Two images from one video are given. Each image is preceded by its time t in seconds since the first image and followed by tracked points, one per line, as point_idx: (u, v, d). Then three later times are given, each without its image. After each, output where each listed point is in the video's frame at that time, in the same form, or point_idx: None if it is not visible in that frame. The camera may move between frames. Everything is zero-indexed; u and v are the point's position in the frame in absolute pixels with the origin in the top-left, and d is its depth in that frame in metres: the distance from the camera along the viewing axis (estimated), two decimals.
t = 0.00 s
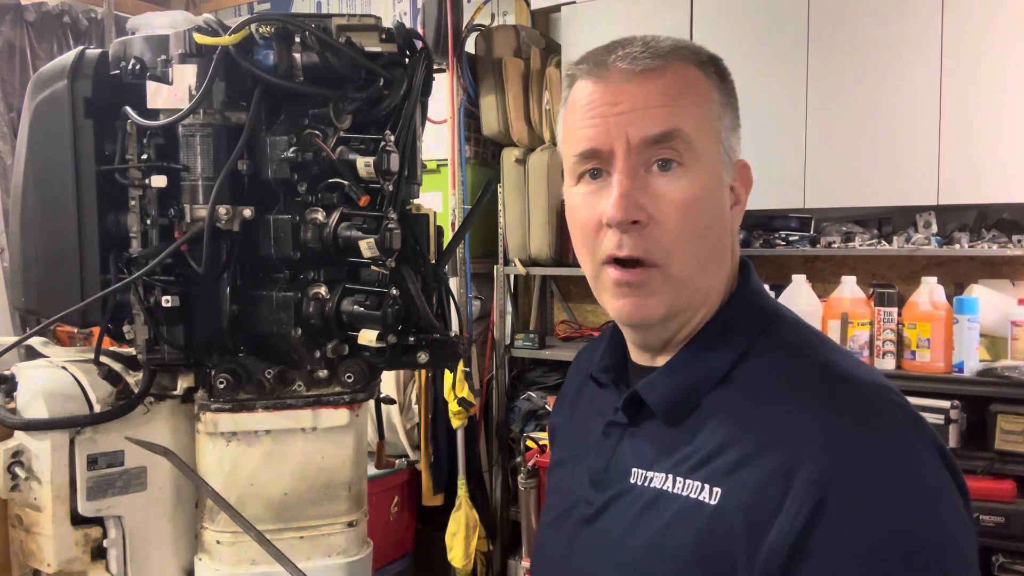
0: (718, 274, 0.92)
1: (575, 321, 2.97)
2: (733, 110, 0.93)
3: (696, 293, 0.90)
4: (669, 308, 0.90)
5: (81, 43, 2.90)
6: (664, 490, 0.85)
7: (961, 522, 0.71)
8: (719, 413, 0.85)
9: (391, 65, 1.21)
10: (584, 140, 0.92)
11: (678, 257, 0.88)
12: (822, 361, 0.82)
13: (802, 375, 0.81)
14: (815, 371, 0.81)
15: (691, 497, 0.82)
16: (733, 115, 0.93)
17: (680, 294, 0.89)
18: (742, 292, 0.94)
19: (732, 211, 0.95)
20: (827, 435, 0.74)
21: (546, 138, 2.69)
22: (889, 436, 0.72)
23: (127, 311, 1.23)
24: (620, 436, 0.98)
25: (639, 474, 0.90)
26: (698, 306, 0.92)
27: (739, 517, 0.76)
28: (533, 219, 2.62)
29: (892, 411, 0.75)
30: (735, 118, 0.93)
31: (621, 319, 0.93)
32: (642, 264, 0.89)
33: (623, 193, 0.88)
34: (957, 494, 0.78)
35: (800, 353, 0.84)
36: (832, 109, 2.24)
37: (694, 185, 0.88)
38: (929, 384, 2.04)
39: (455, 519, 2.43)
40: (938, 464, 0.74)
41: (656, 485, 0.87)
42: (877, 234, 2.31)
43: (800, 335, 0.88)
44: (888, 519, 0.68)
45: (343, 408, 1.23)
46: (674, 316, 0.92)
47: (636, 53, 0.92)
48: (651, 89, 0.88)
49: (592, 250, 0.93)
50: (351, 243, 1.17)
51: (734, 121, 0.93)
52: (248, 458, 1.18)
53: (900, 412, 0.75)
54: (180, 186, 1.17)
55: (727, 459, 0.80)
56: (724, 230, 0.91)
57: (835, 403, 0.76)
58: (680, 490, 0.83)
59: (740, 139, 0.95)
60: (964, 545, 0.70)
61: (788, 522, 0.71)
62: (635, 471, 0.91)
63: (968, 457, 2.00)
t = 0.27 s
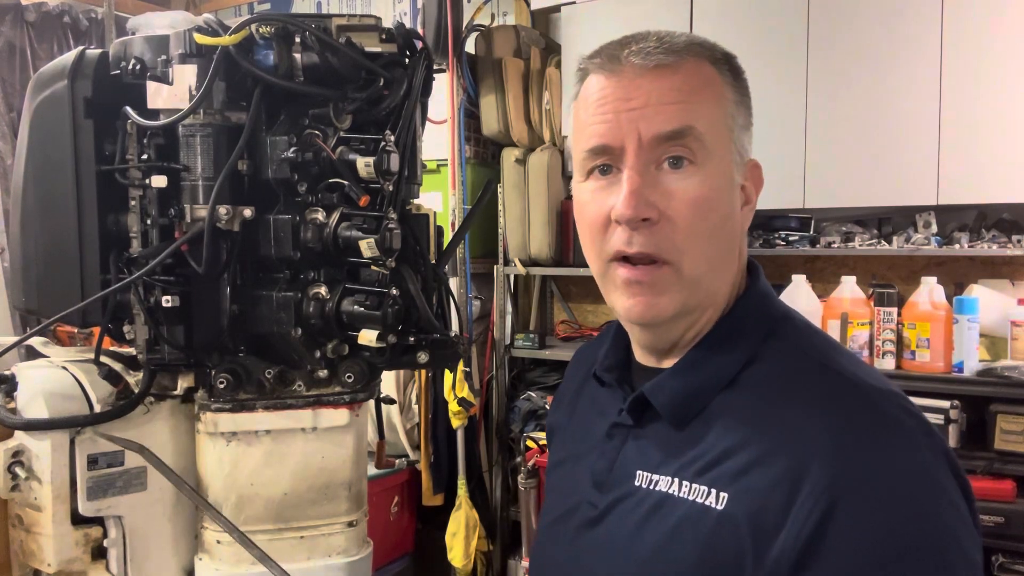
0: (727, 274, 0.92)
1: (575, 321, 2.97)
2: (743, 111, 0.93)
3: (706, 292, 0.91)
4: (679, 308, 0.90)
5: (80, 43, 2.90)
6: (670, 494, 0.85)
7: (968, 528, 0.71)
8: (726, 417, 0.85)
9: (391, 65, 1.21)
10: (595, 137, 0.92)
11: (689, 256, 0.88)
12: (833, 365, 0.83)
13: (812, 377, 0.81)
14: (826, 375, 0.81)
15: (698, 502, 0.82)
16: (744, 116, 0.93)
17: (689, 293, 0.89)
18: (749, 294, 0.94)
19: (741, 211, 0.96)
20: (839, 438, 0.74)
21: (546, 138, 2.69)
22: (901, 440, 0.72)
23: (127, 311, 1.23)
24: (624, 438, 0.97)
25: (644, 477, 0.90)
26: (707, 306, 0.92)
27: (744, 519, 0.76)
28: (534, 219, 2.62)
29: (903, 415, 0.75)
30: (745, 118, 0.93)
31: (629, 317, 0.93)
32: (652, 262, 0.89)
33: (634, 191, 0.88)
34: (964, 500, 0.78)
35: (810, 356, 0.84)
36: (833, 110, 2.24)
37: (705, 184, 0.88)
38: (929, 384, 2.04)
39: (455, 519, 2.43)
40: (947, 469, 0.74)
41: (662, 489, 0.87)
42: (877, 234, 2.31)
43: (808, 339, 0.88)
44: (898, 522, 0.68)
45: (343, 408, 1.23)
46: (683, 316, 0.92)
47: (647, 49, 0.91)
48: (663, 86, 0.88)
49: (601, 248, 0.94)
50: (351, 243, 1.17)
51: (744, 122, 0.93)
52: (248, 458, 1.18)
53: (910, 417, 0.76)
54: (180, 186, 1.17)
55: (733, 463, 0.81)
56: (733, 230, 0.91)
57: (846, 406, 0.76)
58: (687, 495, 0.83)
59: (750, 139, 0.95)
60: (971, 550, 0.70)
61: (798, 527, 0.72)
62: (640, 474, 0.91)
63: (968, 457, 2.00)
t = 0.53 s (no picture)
0: (728, 275, 0.92)
1: (575, 321, 2.97)
2: (744, 111, 0.93)
3: (707, 293, 0.91)
4: (680, 309, 0.90)
5: (81, 43, 2.90)
6: (673, 494, 0.85)
7: (972, 530, 0.72)
8: (729, 418, 0.85)
9: (392, 65, 1.21)
10: (596, 139, 0.92)
11: (691, 257, 0.88)
12: (838, 366, 0.82)
13: (817, 379, 0.81)
14: (831, 376, 0.81)
15: (700, 502, 0.81)
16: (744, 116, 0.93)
17: (691, 294, 0.89)
18: (752, 295, 0.94)
19: (744, 212, 0.96)
20: (843, 439, 0.74)
21: (546, 138, 2.69)
22: (906, 442, 0.72)
23: (126, 311, 1.23)
24: (627, 438, 0.97)
25: (646, 477, 0.90)
26: (709, 307, 0.92)
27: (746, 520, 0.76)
28: (534, 219, 2.62)
29: (907, 417, 0.75)
30: (746, 119, 0.93)
31: (631, 318, 0.93)
32: (653, 264, 0.89)
33: (635, 192, 0.88)
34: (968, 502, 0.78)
35: (814, 358, 0.84)
36: (833, 110, 2.24)
37: (707, 185, 0.88)
38: (929, 384, 2.04)
39: (455, 519, 2.43)
40: (951, 471, 0.74)
41: (664, 489, 0.87)
42: (877, 234, 2.31)
43: (812, 340, 0.88)
44: (903, 524, 0.68)
45: (343, 408, 1.23)
46: (685, 317, 0.92)
47: (648, 50, 0.91)
48: (664, 87, 0.88)
49: (603, 249, 0.94)
50: (352, 244, 1.17)
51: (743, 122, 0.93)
52: (249, 458, 1.18)
53: (915, 418, 0.76)
54: (180, 186, 1.17)
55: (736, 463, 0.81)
56: (736, 232, 0.91)
57: (851, 407, 0.76)
58: (689, 495, 0.83)
59: (751, 140, 0.95)
60: (975, 552, 0.70)
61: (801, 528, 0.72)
62: (643, 474, 0.91)
63: (968, 457, 2.00)
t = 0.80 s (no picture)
0: (727, 275, 0.92)
1: (575, 321, 2.98)
2: (741, 111, 0.93)
3: (705, 293, 0.91)
4: (677, 309, 0.90)
5: (81, 43, 2.90)
6: (673, 493, 0.86)
7: (972, 528, 0.72)
8: (728, 417, 0.85)
9: (392, 66, 1.21)
10: (593, 139, 0.92)
11: (688, 257, 0.88)
12: (836, 366, 0.83)
13: (816, 379, 0.81)
14: (830, 376, 0.81)
15: (700, 500, 0.82)
16: (740, 115, 0.93)
17: (688, 294, 0.90)
18: (750, 295, 0.94)
19: (742, 211, 0.96)
20: (842, 438, 0.74)
21: (546, 138, 2.69)
22: (906, 440, 0.72)
23: (127, 311, 1.23)
24: (627, 438, 0.97)
25: (647, 476, 0.90)
26: (707, 307, 0.92)
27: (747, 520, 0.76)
28: (534, 219, 2.63)
29: (906, 415, 0.75)
30: (743, 119, 0.93)
31: (629, 318, 0.93)
32: (651, 264, 0.89)
33: (632, 192, 0.88)
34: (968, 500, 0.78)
35: (812, 358, 0.84)
36: (832, 110, 2.24)
37: (705, 185, 0.88)
38: (928, 384, 2.04)
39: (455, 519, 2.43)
40: (950, 469, 0.74)
41: (665, 488, 0.87)
42: (877, 234, 2.31)
43: (810, 340, 0.88)
44: (903, 522, 0.68)
45: (343, 408, 1.23)
46: (683, 318, 0.92)
47: (646, 51, 0.92)
48: (662, 88, 0.88)
49: (600, 249, 0.94)
50: (352, 244, 1.17)
51: (740, 121, 0.93)
52: (249, 458, 1.18)
53: (914, 417, 0.76)
54: (180, 186, 1.17)
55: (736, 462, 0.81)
56: (734, 231, 0.91)
57: (850, 407, 0.76)
58: (689, 493, 0.83)
59: (748, 140, 0.95)
60: (975, 549, 0.70)
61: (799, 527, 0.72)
62: (643, 473, 0.91)
63: (968, 457, 2.00)
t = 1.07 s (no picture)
0: (723, 273, 0.92)
1: (575, 321, 2.97)
2: (739, 110, 0.93)
3: (701, 291, 0.90)
4: (672, 306, 0.90)
5: (81, 43, 2.90)
6: (668, 492, 0.85)
7: (966, 526, 0.72)
8: (725, 416, 0.85)
9: (391, 65, 1.21)
10: (589, 137, 0.92)
11: (684, 254, 0.88)
12: (831, 365, 0.82)
13: (812, 378, 0.81)
14: (826, 375, 0.81)
15: (695, 499, 0.81)
16: (739, 115, 0.93)
17: (683, 291, 0.89)
18: (749, 294, 0.94)
19: (738, 211, 0.95)
20: (839, 437, 0.74)
21: (546, 138, 2.69)
22: (901, 439, 0.72)
23: (126, 311, 1.23)
24: (624, 437, 0.97)
25: (642, 475, 0.90)
26: (703, 305, 0.92)
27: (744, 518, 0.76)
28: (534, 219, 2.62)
29: (901, 414, 0.75)
30: (741, 118, 0.93)
31: (625, 315, 0.93)
32: (646, 261, 0.89)
33: (628, 190, 0.88)
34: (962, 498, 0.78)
35: (808, 356, 0.84)
36: (833, 110, 2.24)
37: (701, 183, 0.88)
38: (929, 384, 2.04)
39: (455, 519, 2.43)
40: (945, 468, 0.74)
41: (659, 487, 0.87)
42: (878, 234, 2.31)
43: (806, 338, 0.88)
44: (900, 521, 0.68)
45: (343, 408, 1.23)
46: (678, 315, 0.92)
47: (643, 50, 0.91)
48: (658, 86, 0.88)
49: (596, 246, 0.94)
50: (351, 244, 1.17)
51: (739, 121, 0.93)
52: (248, 458, 1.18)
53: (909, 415, 0.76)
54: (180, 186, 1.17)
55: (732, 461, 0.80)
56: (730, 230, 0.91)
57: (846, 405, 0.76)
58: (684, 492, 0.83)
59: (746, 140, 0.95)
60: (969, 548, 0.70)
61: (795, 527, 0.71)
62: (639, 472, 0.91)
63: (968, 457, 2.00)
